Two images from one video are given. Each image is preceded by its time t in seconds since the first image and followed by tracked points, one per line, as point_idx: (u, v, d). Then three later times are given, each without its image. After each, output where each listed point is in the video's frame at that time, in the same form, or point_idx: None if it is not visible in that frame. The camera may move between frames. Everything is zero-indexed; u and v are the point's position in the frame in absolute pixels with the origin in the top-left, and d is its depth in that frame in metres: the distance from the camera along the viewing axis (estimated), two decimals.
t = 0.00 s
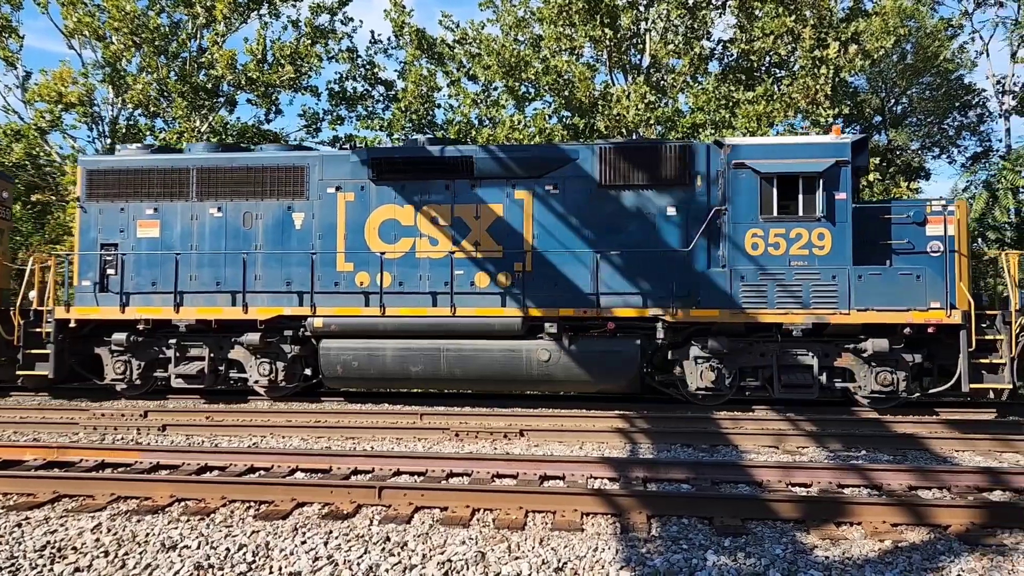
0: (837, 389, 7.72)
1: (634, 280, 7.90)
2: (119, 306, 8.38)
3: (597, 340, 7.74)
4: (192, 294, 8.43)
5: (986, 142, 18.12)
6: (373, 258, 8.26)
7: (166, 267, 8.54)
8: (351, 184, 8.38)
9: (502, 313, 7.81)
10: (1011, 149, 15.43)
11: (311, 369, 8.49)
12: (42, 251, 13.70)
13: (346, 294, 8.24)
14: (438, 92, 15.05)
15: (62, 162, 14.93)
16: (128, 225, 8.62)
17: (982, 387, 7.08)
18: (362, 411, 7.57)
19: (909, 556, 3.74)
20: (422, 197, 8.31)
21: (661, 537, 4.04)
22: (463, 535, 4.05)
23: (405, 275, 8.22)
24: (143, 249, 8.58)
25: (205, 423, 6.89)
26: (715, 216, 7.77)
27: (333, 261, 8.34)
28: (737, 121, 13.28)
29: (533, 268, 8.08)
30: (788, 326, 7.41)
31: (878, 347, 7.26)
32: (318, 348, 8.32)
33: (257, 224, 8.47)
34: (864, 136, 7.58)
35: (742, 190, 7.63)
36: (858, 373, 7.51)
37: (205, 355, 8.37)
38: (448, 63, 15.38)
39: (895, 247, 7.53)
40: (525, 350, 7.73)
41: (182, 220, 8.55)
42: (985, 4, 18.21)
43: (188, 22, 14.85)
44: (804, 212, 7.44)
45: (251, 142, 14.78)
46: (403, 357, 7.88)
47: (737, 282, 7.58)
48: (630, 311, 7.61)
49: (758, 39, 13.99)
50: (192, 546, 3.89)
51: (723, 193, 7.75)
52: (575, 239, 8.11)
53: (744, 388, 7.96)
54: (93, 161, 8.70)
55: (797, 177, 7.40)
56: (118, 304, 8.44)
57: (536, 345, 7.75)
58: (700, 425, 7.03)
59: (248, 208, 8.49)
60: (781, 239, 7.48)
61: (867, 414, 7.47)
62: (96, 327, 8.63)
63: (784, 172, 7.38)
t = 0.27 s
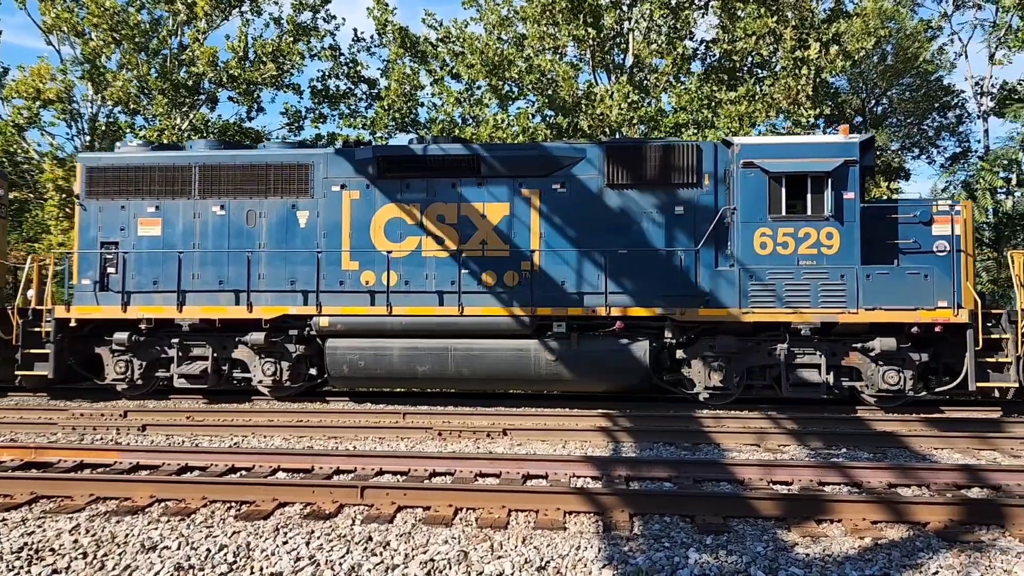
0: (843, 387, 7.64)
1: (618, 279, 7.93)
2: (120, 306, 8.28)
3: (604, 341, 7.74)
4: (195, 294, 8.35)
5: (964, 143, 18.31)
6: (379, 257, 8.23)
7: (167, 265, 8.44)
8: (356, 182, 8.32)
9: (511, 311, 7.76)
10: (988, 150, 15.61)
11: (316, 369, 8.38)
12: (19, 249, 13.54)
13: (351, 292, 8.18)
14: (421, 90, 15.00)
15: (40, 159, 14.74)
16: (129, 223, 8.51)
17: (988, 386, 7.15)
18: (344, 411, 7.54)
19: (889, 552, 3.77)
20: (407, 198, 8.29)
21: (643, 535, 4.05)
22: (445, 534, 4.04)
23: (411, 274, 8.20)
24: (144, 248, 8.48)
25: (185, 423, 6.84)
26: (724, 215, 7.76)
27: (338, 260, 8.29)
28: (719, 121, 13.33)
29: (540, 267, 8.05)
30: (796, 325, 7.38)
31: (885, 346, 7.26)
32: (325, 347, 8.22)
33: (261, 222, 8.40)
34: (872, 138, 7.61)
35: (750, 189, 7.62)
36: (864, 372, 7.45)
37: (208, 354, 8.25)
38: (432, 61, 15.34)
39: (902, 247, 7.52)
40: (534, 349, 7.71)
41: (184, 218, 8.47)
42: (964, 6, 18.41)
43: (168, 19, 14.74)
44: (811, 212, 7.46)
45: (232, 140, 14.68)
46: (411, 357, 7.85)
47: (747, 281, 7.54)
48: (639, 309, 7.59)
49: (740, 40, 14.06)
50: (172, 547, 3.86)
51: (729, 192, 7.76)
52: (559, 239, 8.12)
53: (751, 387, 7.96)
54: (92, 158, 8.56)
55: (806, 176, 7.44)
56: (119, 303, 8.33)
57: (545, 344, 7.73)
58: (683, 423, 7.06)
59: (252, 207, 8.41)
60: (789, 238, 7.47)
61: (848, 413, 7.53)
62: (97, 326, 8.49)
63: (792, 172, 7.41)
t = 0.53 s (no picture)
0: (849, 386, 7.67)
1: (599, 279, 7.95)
2: (121, 305, 8.18)
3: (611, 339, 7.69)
4: (197, 293, 8.27)
5: (942, 144, 18.51)
6: (385, 256, 8.19)
7: (169, 264, 8.34)
8: (361, 180, 8.28)
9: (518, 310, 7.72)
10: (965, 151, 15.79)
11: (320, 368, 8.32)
12: None
13: (356, 291, 8.13)
14: (403, 88, 14.94)
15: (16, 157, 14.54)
16: (129, 221, 8.42)
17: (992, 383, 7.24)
18: (325, 410, 7.51)
19: (867, 549, 3.80)
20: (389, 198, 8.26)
21: (624, 534, 4.06)
22: (427, 534, 4.03)
23: (416, 273, 8.14)
24: (144, 246, 8.38)
25: (164, 423, 6.78)
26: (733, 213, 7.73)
27: (343, 258, 8.24)
28: (700, 120, 13.40)
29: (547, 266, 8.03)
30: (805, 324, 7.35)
31: (892, 344, 7.26)
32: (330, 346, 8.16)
33: (264, 220, 8.33)
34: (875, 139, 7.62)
35: (757, 188, 7.54)
36: (871, 370, 7.47)
37: (211, 354, 8.19)
38: (413, 60, 15.29)
39: (906, 246, 7.57)
40: (541, 348, 7.69)
41: (186, 216, 8.38)
42: (942, 8, 18.60)
43: (147, 15, 14.61)
44: (818, 211, 7.41)
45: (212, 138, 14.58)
46: (417, 357, 7.76)
47: (755, 280, 7.51)
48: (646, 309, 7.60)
49: (721, 40, 14.13)
50: (150, 548, 3.83)
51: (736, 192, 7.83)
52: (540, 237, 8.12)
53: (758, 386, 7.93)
54: (92, 155, 8.43)
55: (813, 175, 7.38)
56: (121, 302, 8.24)
57: (552, 343, 7.73)
58: (664, 421, 7.08)
59: (255, 204, 8.33)
60: (797, 237, 7.43)
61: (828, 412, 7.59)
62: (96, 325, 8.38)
63: (801, 171, 7.35)
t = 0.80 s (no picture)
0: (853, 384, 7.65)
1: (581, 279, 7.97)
2: (122, 304, 8.10)
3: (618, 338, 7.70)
4: (199, 292, 8.20)
5: (920, 144, 18.71)
6: (390, 255, 8.14)
7: (170, 263, 8.28)
8: (365, 179, 8.24)
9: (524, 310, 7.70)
10: (942, 152, 15.97)
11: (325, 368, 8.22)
12: None
13: (360, 290, 8.07)
14: (384, 87, 14.89)
15: None
16: (129, 220, 8.33)
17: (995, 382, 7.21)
18: (305, 410, 7.47)
19: (845, 546, 3.83)
20: (371, 199, 8.23)
21: (605, 532, 4.07)
22: (407, 533, 4.02)
23: (422, 272, 8.09)
24: (145, 244, 8.31)
25: (141, 423, 6.72)
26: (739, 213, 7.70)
27: (347, 257, 8.19)
28: (681, 120, 13.45)
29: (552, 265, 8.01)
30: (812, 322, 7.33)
31: (897, 343, 7.27)
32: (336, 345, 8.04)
33: (267, 219, 8.27)
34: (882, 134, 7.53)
35: (764, 187, 7.51)
36: (875, 369, 7.46)
37: (214, 354, 8.05)
38: (394, 58, 15.25)
39: (911, 245, 7.64)
40: (550, 347, 7.67)
41: (187, 214, 8.30)
42: (919, 10, 18.80)
43: (124, 11, 14.47)
44: (825, 211, 7.39)
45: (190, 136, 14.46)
46: (424, 356, 7.73)
47: (761, 279, 7.49)
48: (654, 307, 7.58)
49: (701, 40, 14.19)
50: (127, 550, 3.79)
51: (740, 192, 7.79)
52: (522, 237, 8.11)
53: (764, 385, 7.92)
54: (90, 152, 8.31)
55: (820, 175, 7.34)
56: (121, 301, 8.16)
57: (560, 343, 7.69)
58: (645, 420, 7.11)
59: (258, 203, 8.26)
60: (804, 236, 7.40)
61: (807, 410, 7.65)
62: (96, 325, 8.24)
63: (807, 171, 7.31)
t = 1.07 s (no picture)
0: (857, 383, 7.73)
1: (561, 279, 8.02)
2: (123, 304, 8.02)
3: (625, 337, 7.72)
4: (201, 292, 8.13)
5: (896, 145, 18.90)
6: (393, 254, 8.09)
7: (171, 262, 8.20)
8: (370, 178, 8.20)
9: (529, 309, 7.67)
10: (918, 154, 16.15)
11: (330, 368, 8.12)
12: None
13: (366, 290, 8.02)
14: (364, 86, 14.83)
15: None
16: (130, 218, 8.25)
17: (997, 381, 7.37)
18: (284, 410, 7.43)
19: (822, 544, 3.87)
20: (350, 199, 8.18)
21: (584, 531, 4.08)
22: (387, 534, 4.00)
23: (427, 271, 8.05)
24: (146, 244, 8.23)
25: (117, 424, 6.66)
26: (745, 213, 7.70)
27: (352, 256, 8.15)
28: (660, 120, 13.50)
29: (558, 264, 8.01)
30: (817, 322, 7.38)
31: (901, 343, 7.34)
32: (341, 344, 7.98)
33: (270, 218, 8.20)
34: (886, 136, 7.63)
35: (770, 187, 7.52)
36: (879, 368, 7.54)
37: (217, 353, 7.96)
38: (374, 57, 15.19)
39: (914, 245, 7.75)
40: (558, 346, 7.67)
41: (188, 213, 8.22)
42: (895, 13, 19.01)
43: (100, 8, 14.32)
44: (830, 211, 7.43)
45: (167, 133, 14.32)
46: (430, 356, 7.69)
47: (767, 280, 7.52)
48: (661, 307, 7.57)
49: (681, 41, 14.25)
50: (103, 552, 3.75)
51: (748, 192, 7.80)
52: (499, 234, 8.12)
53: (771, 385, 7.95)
54: (90, 150, 8.24)
55: (825, 175, 7.39)
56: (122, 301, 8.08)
57: (567, 342, 7.69)
58: (624, 419, 7.13)
59: (260, 202, 8.20)
60: (809, 237, 7.44)
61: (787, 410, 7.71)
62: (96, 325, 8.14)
63: (813, 171, 7.35)
